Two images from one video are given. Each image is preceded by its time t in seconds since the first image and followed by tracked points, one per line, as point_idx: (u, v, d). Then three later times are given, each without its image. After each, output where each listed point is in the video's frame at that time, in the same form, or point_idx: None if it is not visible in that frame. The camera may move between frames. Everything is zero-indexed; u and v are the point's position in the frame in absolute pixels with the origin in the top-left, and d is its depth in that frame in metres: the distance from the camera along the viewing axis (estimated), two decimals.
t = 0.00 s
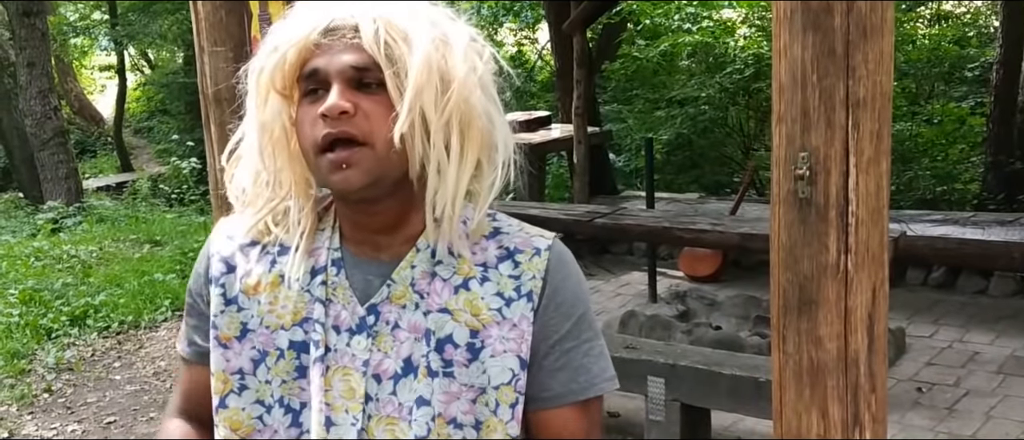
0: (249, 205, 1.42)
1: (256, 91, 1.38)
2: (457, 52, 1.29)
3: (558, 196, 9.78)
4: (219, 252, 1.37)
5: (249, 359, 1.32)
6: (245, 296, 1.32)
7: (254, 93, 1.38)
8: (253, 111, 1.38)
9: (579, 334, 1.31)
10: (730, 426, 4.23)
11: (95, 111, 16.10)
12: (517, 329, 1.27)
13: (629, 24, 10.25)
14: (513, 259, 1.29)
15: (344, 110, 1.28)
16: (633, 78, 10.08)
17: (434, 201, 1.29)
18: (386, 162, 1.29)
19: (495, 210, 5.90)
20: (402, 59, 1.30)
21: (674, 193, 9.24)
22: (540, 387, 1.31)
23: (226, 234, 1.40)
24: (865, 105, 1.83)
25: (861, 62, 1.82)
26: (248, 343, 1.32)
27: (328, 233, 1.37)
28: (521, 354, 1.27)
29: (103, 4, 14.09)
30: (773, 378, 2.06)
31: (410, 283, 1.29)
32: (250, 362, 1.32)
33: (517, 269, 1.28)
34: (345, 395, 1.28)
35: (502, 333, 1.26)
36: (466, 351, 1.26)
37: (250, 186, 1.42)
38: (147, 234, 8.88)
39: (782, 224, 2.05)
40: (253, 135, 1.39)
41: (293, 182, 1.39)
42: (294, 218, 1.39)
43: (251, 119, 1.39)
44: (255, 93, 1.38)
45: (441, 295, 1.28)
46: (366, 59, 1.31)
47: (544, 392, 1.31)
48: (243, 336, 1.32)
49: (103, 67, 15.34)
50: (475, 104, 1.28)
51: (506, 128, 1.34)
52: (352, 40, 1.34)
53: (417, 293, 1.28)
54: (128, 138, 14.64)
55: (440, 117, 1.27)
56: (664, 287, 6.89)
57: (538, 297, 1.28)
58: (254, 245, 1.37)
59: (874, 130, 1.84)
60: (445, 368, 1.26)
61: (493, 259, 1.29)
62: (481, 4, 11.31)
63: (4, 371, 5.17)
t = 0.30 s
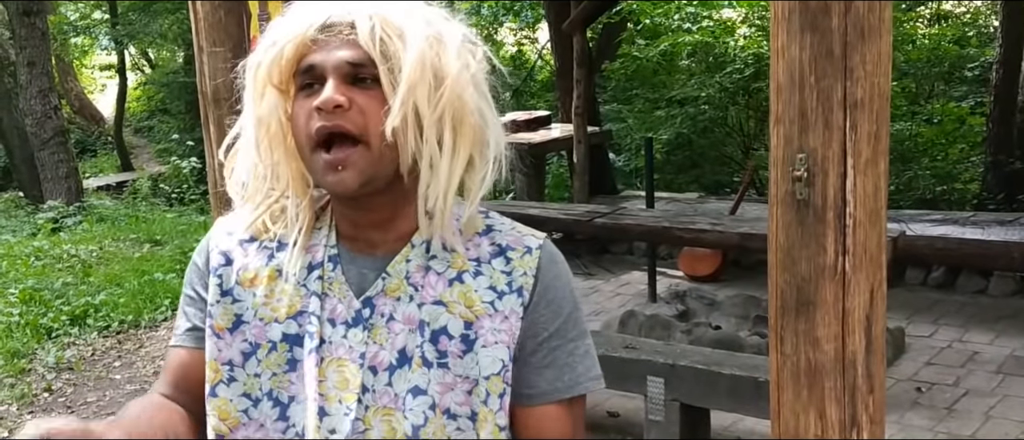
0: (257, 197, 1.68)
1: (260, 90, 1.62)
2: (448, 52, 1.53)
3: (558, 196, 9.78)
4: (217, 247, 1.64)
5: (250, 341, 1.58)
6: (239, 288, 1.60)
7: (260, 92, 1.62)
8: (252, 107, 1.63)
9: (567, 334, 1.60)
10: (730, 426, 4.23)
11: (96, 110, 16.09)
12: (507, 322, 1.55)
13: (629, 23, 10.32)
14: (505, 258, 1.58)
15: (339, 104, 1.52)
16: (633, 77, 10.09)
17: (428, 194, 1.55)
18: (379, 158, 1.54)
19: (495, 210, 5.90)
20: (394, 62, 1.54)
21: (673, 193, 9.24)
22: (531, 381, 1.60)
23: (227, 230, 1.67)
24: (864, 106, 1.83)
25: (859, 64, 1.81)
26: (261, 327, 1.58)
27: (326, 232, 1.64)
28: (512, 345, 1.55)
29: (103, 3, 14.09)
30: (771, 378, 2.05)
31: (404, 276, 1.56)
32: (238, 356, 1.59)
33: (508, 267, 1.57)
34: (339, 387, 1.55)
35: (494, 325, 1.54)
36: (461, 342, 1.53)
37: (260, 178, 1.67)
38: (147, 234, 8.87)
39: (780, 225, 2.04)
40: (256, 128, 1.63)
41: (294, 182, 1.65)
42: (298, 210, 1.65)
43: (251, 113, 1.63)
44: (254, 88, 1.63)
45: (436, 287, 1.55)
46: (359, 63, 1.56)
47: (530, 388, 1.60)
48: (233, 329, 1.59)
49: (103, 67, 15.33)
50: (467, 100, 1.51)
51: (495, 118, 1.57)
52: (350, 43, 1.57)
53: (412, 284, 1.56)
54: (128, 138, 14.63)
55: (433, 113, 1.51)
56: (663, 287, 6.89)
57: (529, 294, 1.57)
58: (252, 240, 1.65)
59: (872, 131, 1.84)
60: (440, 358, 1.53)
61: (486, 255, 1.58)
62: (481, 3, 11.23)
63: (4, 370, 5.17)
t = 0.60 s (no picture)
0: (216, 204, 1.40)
1: (224, 83, 1.39)
2: (411, 38, 1.29)
3: (557, 195, 9.80)
4: (201, 254, 1.37)
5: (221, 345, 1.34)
6: (223, 282, 1.34)
7: (226, 82, 1.38)
8: (221, 101, 1.38)
9: (546, 314, 1.31)
10: (729, 425, 4.23)
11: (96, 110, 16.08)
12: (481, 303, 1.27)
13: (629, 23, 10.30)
14: (476, 237, 1.29)
15: (305, 82, 1.26)
16: (633, 77, 10.09)
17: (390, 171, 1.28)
18: (345, 137, 1.26)
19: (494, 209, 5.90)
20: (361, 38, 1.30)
21: (674, 193, 9.23)
22: (510, 367, 1.30)
23: (208, 228, 1.40)
24: (862, 102, 1.78)
25: (857, 61, 1.77)
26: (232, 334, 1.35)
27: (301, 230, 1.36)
28: (485, 326, 1.27)
29: (103, 3, 14.08)
30: (771, 375, 2.03)
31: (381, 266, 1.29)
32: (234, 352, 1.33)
33: (480, 248, 1.29)
34: (329, 381, 1.27)
35: (467, 303, 1.26)
36: (438, 321, 1.26)
37: (218, 184, 1.40)
38: (147, 233, 8.88)
39: (778, 222, 2.01)
40: (218, 133, 1.39)
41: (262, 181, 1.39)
42: (260, 213, 1.38)
43: (219, 120, 1.38)
44: (225, 83, 1.39)
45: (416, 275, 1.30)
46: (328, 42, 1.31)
47: (517, 373, 1.30)
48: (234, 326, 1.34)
49: (103, 67, 15.34)
50: (429, 82, 1.27)
51: (461, 107, 1.32)
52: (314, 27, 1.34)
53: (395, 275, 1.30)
54: (128, 138, 14.62)
55: (395, 89, 1.26)
56: (663, 286, 6.89)
57: (503, 276, 1.28)
58: (229, 243, 1.37)
59: (870, 128, 1.79)
60: (418, 339, 1.26)
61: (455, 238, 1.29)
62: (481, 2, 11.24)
63: (4, 369, 5.17)
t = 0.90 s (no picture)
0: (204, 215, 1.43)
1: (206, 99, 1.42)
2: (382, 35, 1.30)
3: (558, 195, 9.82)
4: (193, 260, 1.40)
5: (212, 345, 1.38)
6: (214, 286, 1.37)
7: (208, 97, 1.41)
8: (204, 116, 1.42)
9: (531, 310, 1.29)
10: (729, 425, 4.24)
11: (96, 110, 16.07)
12: (463, 301, 1.27)
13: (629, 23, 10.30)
14: (461, 238, 1.30)
15: (282, 90, 1.28)
16: (633, 76, 10.11)
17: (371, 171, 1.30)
18: (326, 140, 1.28)
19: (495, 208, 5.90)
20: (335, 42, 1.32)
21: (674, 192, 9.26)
22: (495, 365, 1.29)
23: (196, 241, 1.43)
24: (860, 102, 1.77)
25: (855, 60, 1.76)
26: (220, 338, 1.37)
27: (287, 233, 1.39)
28: (471, 326, 1.27)
29: (103, 3, 14.09)
30: (769, 373, 2.01)
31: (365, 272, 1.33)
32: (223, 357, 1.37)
33: (465, 248, 1.29)
34: (310, 383, 1.29)
35: (450, 306, 1.27)
36: (417, 327, 1.26)
37: (207, 191, 1.43)
38: (147, 233, 8.89)
39: (777, 221, 1.99)
40: (202, 146, 1.42)
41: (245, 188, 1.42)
42: (246, 218, 1.40)
43: (202, 134, 1.42)
44: (207, 97, 1.42)
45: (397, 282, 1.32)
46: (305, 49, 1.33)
47: (501, 369, 1.29)
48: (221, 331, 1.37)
49: (103, 66, 15.34)
50: (404, 80, 1.28)
51: (437, 100, 1.33)
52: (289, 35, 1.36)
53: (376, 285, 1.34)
54: (128, 138, 14.60)
55: (371, 89, 1.27)
56: (663, 286, 6.90)
57: (487, 274, 1.29)
58: (220, 246, 1.39)
59: (868, 127, 1.79)
60: (397, 345, 1.27)
61: (442, 239, 1.31)
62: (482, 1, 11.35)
63: (5, 369, 5.18)
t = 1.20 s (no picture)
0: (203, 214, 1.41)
1: (201, 102, 1.40)
2: (384, 42, 1.28)
3: (558, 195, 9.84)
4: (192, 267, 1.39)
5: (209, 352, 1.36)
6: (214, 293, 1.35)
7: (203, 101, 1.40)
8: (200, 121, 1.40)
9: (533, 322, 1.27)
10: (729, 425, 4.25)
11: (97, 110, 16.10)
12: (465, 315, 1.25)
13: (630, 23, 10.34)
14: (463, 248, 1.28)
15: (283, 102, 1.27)
16: (633, 76, 10.12)
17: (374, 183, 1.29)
18: (326, 155, 1.27)
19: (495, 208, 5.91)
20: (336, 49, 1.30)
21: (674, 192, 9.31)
22: (497, 376, 1.27)
23: (193, 246, 1.41)
24: (858, 104, 1.78)
25: (853, 63, 1.77)
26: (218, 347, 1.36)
27: (285, 240, 1.38)
28: (473, 340, 1.25)
29: (104, 3, 14.10)
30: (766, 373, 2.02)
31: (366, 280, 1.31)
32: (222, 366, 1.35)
33: (466, 258, 1.27)
34: (313, 396, 1.27)
35: (453, 319, 1.24)
36: (418, 341, 1.24)
37: (205, 195, 1.41)
38: (148, 232, 8.90)
39: (776, 222, 1.98)
40: (200, 148, 1.41)
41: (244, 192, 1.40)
42: (243, 223, 1.38)
43: (199, 133, 1.40)
44: (201, 102, 1.40)
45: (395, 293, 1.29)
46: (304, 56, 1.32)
47: (502, 381, 1.27)
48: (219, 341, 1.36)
49: (104, 66, 15.36)
50: (406, 90, 1.26)
51: (440, 108, 1.32)
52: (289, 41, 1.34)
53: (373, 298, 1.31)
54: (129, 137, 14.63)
55: (374, 101, 1.26)
56: (663, 286, 6.92)
57: (487, 285, 1.26)
58: (219, 250, 1.37)
59: (865, 130, 1.80)
60: (399, 359, 1.24)
61: (444, 249, 1.28)
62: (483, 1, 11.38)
63: (5, 369, 5.19)
